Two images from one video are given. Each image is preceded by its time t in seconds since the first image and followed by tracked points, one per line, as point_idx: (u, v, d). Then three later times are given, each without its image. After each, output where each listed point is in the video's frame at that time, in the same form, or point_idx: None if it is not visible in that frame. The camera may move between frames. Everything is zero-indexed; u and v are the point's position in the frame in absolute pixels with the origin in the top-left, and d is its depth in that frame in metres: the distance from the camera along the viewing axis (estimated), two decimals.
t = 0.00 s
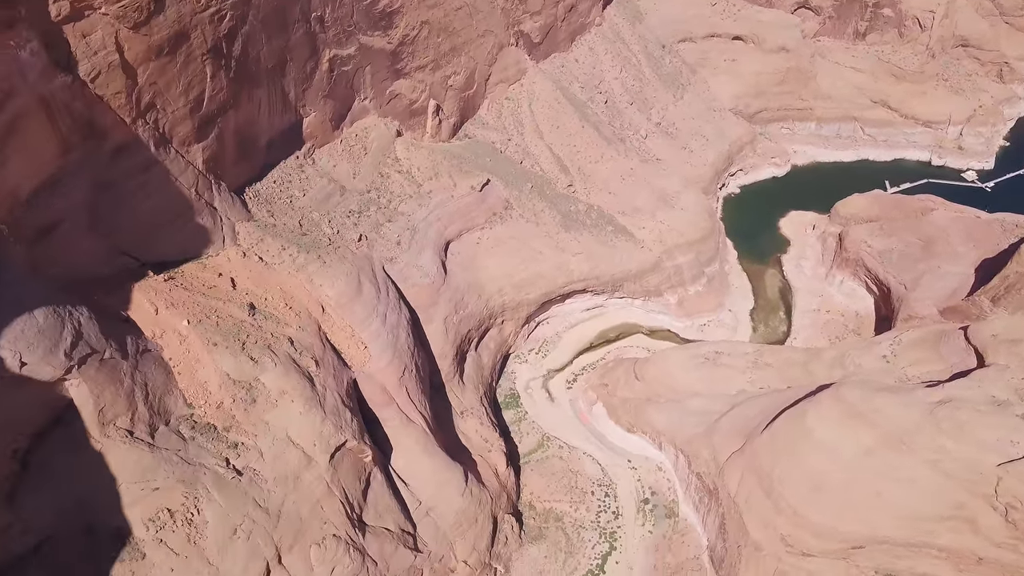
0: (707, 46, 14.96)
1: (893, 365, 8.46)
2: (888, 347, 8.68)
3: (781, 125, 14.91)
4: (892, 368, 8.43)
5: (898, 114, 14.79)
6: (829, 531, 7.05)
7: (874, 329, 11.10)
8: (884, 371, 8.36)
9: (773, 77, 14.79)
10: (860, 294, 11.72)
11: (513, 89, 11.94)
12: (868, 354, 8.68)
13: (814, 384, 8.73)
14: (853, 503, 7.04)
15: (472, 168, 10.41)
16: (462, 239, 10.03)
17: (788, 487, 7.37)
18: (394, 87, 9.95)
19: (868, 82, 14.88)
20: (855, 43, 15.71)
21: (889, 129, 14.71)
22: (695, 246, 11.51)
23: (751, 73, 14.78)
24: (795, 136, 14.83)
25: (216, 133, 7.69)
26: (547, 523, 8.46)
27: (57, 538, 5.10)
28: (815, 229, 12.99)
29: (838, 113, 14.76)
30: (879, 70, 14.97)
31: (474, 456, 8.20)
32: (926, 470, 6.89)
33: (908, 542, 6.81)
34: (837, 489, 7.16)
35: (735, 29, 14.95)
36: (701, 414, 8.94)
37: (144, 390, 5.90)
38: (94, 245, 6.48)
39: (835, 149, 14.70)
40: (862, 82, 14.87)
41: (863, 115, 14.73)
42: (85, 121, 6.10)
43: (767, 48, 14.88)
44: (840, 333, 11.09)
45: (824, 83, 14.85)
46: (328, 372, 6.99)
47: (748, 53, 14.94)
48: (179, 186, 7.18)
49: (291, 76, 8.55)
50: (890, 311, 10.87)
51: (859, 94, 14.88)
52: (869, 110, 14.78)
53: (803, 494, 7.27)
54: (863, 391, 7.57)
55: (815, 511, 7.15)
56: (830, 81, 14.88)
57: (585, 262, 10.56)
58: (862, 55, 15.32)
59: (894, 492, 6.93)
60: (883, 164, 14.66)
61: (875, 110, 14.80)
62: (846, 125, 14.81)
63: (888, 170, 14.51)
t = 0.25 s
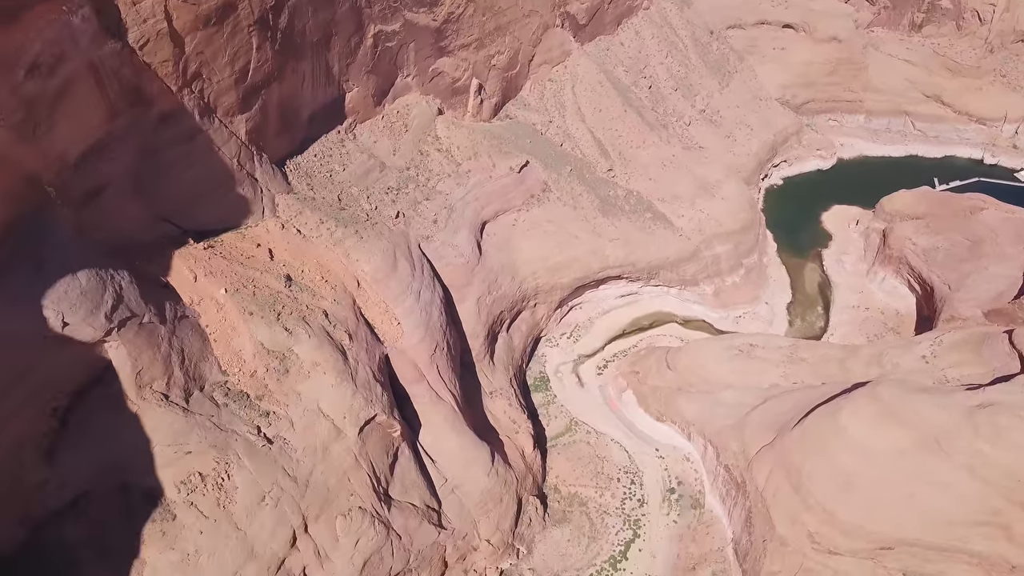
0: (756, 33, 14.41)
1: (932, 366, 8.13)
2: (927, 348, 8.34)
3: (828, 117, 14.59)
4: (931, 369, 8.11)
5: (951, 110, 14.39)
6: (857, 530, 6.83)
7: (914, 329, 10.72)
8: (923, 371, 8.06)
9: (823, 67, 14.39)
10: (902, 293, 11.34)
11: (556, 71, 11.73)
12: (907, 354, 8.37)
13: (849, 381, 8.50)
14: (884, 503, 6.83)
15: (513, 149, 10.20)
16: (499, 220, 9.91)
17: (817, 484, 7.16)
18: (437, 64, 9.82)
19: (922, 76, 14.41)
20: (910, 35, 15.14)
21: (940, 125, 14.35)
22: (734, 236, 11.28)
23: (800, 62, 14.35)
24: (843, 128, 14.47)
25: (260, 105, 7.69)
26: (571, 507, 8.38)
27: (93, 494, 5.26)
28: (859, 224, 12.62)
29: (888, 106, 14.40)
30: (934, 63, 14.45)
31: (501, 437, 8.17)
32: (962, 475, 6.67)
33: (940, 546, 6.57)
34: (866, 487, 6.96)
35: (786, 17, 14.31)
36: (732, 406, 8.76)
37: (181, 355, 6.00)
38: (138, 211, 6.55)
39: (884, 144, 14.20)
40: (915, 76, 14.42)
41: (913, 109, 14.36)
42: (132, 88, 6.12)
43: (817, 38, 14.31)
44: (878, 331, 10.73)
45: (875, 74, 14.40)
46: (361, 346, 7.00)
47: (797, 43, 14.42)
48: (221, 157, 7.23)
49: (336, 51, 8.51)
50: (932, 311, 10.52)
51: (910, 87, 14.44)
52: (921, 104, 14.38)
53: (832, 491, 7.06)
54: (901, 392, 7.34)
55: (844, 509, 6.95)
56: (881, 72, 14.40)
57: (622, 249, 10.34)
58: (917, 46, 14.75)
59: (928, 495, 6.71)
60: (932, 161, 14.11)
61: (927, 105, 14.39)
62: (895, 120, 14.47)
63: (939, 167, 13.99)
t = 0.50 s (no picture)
0: (806, 21, 13.93)
1: (972, 367, 7.89)
2: (969, 348, 8.11)
3: (877, 109, 14.09)
4: (971, 370, 7.87)
5: (1006, 106, 13.84)
6: (885, 530, 6.64)
7: (954, 329, 10.36)
8: (962, 372, 7.85)
9: (875, 57, 13.87)
10: (944, 292, 10.95)
11: (599, 52, 11.41)
12: (946, 353, 8.18)
13: (884, 379, 8.29)
14: (914, 505, 6.62)
15: (552, 129, 9.98)
16: (534, 201, 9.74)
17: (845, 481, 6.96)
18: (480, 42, 9.68)
19: (977, 70, 13.90)
20: (968, 27, 14.50)
21: (994, 122, 13.83)
22: (773, 227, 11.00)
23: (850, 52, 13.85)
24: (891, 121, 14.00)
25: (302, 76, 7.66)
26: (595, 492, 8.32)
27: (127, 453, 5.28)
28: (903, 220, 12.20)
29: (940, 100, 13.90)
30: (990, 57, 13.91)
31: (528, 418, 8.12)
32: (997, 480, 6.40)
33: (970, 552, 6.35)
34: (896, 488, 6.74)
35: (839, 4, 13.87)
36: (764, 399, 8.56)
37: (215, 321, 6.05)
38: (178, 176, 6.66)
39: (933, 138, 13.77)
40: (970, 69, 13.90)
41: (967, 104, 13.83)
42: (176, 55, 6.10)
43: (870, 27, 13.80)
44: (916, 330, 10.39)
45: (927, 66, 13.89)
46: (392, 321, 6.97)
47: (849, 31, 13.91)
48: (263, 128, 7.11)
49: (379, 25, 8.42)
50: (974, 312, 10.14)
51: (964, 81, 13.92)
52: (974, 99, 13.85)
53: (861, 489, 6.85)
54: (937, 392, 7.08)
55: (872, 508, 6.74)
56: (934, 65, 13.91)
57: (658, 235, 10.16)
58: (974, 38, 14.18)
59: (964, 500, 6.45)
60: (985, 158, 13.60)
61: (981, 100, 13.86)
62: (946, 115, 13.95)
63: (990, 164, 13.44)
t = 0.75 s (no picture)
0: (858, 11, 13.43)
1: (1011, 375, 7.73)
2: (1008, 354, 7.96)
3: (928, 104, 13.64)
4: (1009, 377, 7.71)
5: None
6: (911, 532, 6.49)
7: (995, 333, 9.97)
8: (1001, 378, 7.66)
9: (927, 51, 13.35)
10: (986, 295, 10.50)
11: (644, 37, 11.11)
12: (985, 359, 7.98)
13: (920, 381, 8.09)
14: (944, 510, 6.48)
15: (592, 113, 9.84)
16: (571, 184, 9.61)
17: (874, 481, 6.82)
18: (523, 22, 9.54)
19: None
20: None
21: None
22: (813, 221, 10.71)
23: (902, 45, 13.35)
24: (941, 117, 13.53)
25: (344, 51, 7.62)
26: (618, 479, 8.25)
27: (159, 416, 5.35)
28: (948, 219, 11.73)
29: (991, 98, 13.36)
30: None
31: (554, 401, 8.05)
32: None
33: (999, 560, 6.19)
34: (925, 491, 6.61)
35: None
36: (794, 394, 8.48)
37: (249, 290, 6.10)
38: (218, 146, 6.68)
39: (985, 137, 13.22)
40: None
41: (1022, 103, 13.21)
42: (222, 25, 6.12)
43: (924, 20, 13.29)
44: (954, 332, 10.06)
45: (982, 62, 13.31)
46: (424, 298, 6.94)
47: (902, 23, 13.38)
48: (303, 101, 7.11)
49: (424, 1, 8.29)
50: (1017, 316, 9.74)
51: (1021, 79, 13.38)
52: None
53: (889, 490, 6.72)
54: (974, 395, 6.94)
55: (900, 511, 6.58)
56: (993, 61, 13.28)
57: (695, 224, 9.96)
58: None
59: (998, 508, 6.29)
60: None
61: None
62: (1000, 113, 13.39)
63: None
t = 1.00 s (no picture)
0: (908, 3, 12.87)
1: None
2: None
3: (976, 102, 13.12)
4: None
5: None
6: (937, 537, 6.29)
7: None
8: None
9: (980, 48, 12.80)
10: None
11: (687, 23, 10.70)
12: None
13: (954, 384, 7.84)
14: (974, 516, 6.27)
15: (631, 99, 9.55)
16: (606, 169, 9.38)
17: (902, 483, 6.65)
18: (566, 4, 9.30)
19: None
20: None
21: None
22: (853, 217, 10.40)
23: (953, 40, 12.78)
24: (990, 116, 13.05)
25: (384, 28, 7.47)
26: (640, 468, 8.19)
27: (188, 382, 5.44)
28: (992, 222, 11.33)
29: None
30: None
31: (580, 387, 7.99)
32: None
33: None
34: (955, 496, 6.43)
35: None
36: (822, 391, 8.33)
37: (282, 263, 6.15)
38: (256, 118, 6.68)
39: None
40: None
41: None
42: None
43: (978, 15, 12.73)
44: (993, 338, 9.78)
45: None
46: (453, 279, 6.88)
47: (955, 17, 12.83)
48: (342, 76, 7.08)
49: None
50: None
51: None
52: None
53: (917, 493, 6.54)
54: (1009, 400, 6.76)
55: (927, 515, 6.40)
56: None
57: (731, 215, 9.76)
58: None
59: None
60: None
61: None
62: None
63: None
